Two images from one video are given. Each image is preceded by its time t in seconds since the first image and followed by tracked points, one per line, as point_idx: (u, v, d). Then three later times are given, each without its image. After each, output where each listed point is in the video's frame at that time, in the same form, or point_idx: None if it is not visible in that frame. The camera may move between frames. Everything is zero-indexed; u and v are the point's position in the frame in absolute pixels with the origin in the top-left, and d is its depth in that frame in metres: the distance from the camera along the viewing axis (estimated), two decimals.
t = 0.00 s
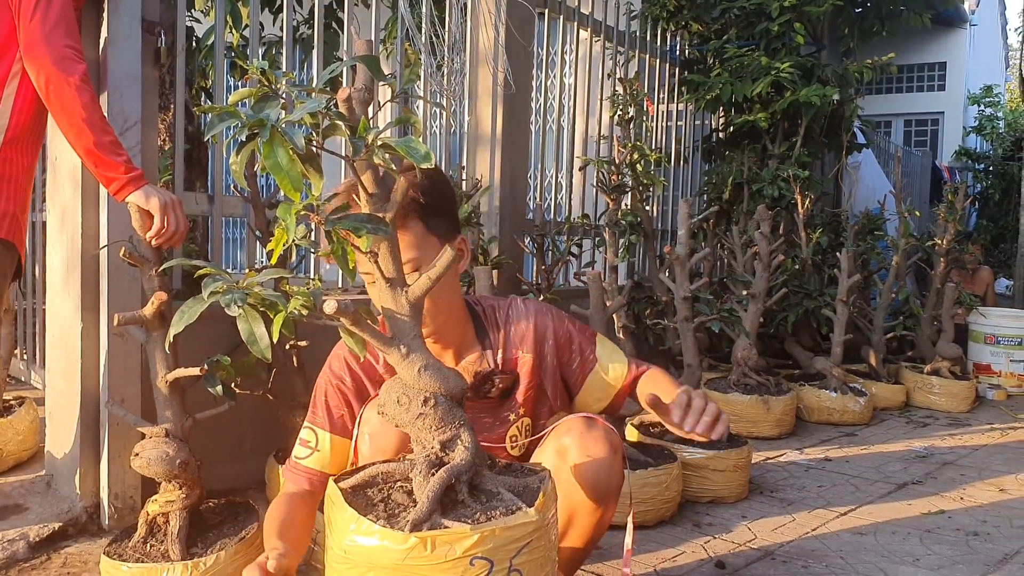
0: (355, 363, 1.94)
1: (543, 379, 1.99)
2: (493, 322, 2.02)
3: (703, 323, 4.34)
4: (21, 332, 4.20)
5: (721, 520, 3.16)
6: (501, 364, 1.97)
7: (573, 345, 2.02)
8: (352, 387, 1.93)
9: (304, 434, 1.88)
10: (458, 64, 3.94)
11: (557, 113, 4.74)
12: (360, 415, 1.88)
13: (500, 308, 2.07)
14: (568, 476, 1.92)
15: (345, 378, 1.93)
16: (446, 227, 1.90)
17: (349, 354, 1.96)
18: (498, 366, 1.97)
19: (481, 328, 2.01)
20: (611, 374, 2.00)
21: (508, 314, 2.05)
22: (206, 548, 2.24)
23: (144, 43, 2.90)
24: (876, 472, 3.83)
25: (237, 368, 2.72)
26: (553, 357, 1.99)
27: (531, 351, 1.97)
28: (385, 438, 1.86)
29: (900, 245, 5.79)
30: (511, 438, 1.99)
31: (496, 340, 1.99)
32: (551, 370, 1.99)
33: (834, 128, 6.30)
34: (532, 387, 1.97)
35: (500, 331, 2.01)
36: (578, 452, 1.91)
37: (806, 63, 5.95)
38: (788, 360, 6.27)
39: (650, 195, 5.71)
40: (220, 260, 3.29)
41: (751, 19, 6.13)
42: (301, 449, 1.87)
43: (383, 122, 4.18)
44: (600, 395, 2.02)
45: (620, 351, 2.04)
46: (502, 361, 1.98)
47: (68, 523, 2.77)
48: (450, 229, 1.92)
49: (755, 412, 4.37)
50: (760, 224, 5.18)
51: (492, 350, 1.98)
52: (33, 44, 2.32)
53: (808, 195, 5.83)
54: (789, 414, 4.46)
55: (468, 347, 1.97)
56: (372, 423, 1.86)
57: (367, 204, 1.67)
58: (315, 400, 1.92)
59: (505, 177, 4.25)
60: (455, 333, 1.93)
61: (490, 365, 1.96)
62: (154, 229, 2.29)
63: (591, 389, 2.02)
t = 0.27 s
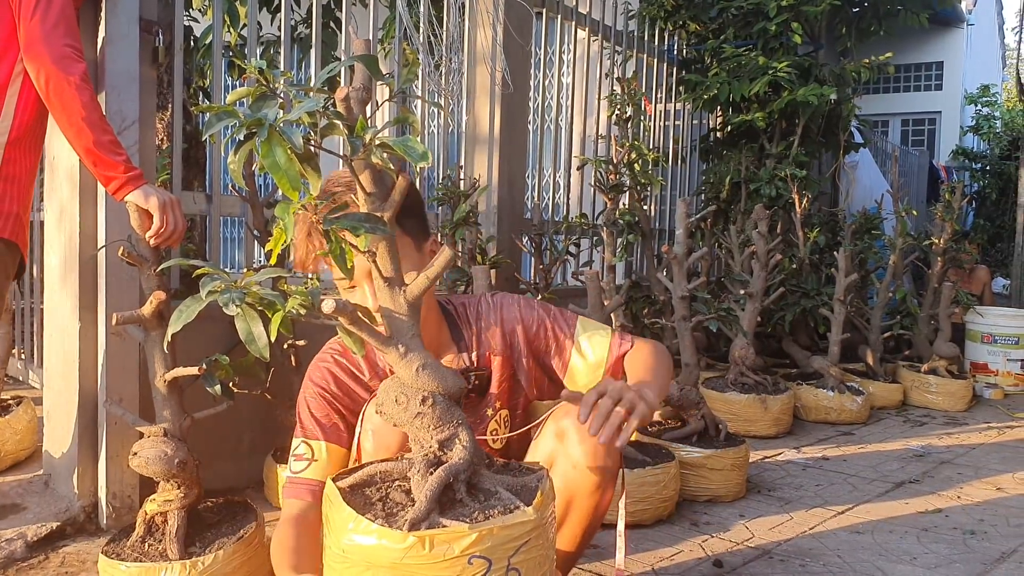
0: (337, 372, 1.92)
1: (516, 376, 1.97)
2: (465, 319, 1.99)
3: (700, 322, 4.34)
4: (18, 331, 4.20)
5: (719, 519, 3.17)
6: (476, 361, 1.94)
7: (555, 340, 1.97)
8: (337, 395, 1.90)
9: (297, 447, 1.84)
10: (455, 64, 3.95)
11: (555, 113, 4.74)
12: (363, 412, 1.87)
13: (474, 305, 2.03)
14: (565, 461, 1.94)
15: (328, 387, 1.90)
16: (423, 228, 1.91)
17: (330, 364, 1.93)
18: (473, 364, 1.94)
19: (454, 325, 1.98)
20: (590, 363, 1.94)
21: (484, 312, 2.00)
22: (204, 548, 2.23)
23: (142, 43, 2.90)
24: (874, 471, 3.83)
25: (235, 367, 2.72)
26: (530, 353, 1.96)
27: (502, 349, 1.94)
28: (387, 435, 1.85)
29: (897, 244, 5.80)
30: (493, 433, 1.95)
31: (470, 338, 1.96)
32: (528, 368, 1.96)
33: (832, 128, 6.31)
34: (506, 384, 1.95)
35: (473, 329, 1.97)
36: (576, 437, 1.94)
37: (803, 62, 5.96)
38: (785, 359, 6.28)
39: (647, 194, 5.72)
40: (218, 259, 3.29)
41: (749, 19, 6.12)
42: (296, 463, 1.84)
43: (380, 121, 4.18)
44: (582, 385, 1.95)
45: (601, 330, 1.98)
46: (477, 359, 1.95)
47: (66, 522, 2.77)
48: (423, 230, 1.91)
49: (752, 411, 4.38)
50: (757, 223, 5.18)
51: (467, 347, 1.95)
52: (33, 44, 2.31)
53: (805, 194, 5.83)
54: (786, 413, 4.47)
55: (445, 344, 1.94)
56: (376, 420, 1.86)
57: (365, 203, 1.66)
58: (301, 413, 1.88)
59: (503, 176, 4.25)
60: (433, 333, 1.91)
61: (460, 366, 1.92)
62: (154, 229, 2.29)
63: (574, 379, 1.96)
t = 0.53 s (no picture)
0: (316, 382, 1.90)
1: (494, 375, 2.00)
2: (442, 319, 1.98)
3: (698, 321, 4.34)
4: (16, 331, 4.20)
5: (717, 518, 3.17)
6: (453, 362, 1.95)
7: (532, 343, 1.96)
8: (318, 406, 1.89)
9: (286, 463, 1.84)
10: (453, 63, 3.94)
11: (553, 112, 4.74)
12: (364, 415, 1.88)
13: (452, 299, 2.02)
14: (572, 453, 1.95)
15: (309, 399, 1.89)
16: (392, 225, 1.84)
17: (309, 375, 1.91)
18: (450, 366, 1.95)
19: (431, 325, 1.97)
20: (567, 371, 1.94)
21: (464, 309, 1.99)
22: (202, 547, 2.23)
23: (139, 42, 2.89)
24: (871, 470, 3.84)
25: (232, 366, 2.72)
26: (506, 354, 1.98)
27: (478, 350, 1.96)
28: (389, 437, 1.86)
29: (894, 243, 5.80)
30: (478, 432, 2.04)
31: (447, 338, 1.96)
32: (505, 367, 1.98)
33: (829, 127, 6.31)
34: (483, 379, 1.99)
35: (450, 330, 1.97)
36: (583, 428, 1.94)
37: (801, 62, 5.97)
38: (783, 358, 6.28)
39: (645, 194, 5.72)
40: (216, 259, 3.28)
41: (746, 18, 6.12)
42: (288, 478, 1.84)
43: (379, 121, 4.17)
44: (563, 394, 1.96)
45: (577, 333, 1.96)
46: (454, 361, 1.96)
47: (64, 522, 2.76)
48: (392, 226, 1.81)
49: (750, 410, 4.38)
50: (755, 222, 5.19)
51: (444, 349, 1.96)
52: (30, 43, 2.31)
53: (802, 194, 5.84)
54: (784, 412, 4.47)
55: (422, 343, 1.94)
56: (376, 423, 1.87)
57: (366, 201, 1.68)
58: (285, 426, 1.87)
59: (500, 175, 4.25)
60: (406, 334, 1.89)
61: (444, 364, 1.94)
62: (152, 229, 2.29)
63: (546, 385, 1.98)
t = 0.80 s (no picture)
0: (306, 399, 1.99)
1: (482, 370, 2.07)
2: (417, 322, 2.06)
3: (696, 320, 4.34)
4: (13, 330, 4.19)
5: (714, 517, 3.17)
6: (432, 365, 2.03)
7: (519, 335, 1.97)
8: (309, 424, 1.97)
9: (291, 485, 1.93)
10: (451, 62, 3.94)
11: (551, 111, 4.74)
12: (360, 419, 1.93)
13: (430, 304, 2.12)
14: (570, 452, 1.96)
15: (302, 419, 1.96)
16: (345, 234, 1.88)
17: (297, 396, 1.99)
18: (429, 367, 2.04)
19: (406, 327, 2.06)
20: (554, 357, 1.92)
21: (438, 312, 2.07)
22: (199, 546, 2.23)
23: (137, 40, 2.89)
24: (869, 469, 3.84)
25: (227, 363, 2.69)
26: (491, 348, 2.03)
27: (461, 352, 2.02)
28: (386, 438, 1.87)
29: (892, 242, 5.81)
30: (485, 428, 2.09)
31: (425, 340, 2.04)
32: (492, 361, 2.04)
33: (827, 126, 6.32)
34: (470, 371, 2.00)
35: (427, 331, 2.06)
36: (579, 427, 1.97)
37: (799, 61, 5.97)
38: (781, 357, 6.29)
39: (643, 192, 5.72)
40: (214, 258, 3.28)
41: (744, 18, 6.13)
42: (292, 497, 1.93)
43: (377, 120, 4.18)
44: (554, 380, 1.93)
45: (562, 316, 1.95)
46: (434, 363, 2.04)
47: (61, 521, 2.75)
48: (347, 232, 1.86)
49: (748, 409, 4.39)
50: (752, 221, 5.19)
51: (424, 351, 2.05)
52: (26, 41, 2.30)
53: (801, 193, 5.84)
54: (782, 411, 4.47)
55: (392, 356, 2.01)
56: (373, 426, 1.91)
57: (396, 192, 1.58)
58: (282, 449, 1.94)
59: (499, 174, 4.24)
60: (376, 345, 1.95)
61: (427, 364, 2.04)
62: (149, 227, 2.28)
63: (537, 373, 1.96)
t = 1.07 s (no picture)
0: (297, 408, 1.99)
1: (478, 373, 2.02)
2: (408, 324, 2.11)
3: (694, 319, 4.33)
4: (9, 329, 4.17)
5: (713, 517, 3.16)
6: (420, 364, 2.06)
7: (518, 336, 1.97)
8: (299, 433, 1.99)
9: (278, 492, 1.98)
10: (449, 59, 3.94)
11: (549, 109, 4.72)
12: (357, 422, 1.89)
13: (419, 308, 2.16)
14: (572, 453, 1.94)
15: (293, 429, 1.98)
16: (320, 240, 1.89)
17: (288, 406, 1.99)
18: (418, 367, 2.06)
19: (396, 329, 2.09)
20: (551, 359, 1.92)
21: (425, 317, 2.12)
22: (195, 546, 2.22)
23: (132, 37, 2.87)
24: (868, 468, 3.83)
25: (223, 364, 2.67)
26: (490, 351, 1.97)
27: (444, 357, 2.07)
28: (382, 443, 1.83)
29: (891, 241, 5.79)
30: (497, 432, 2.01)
31: (418, 339, 2.09)
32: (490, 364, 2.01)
33: (826, 124, 6.31)
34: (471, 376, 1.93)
35: (417, 330, 2.11)
36: (583, 428, 1.94)
37: (797, 59, 5.96)
38: (779, 356, 6.28)
39: (641, 191, 5.71)
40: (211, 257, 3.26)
41: (743, 15, 6.16)
42: (278, 506, 1.98)
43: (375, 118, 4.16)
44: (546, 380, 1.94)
45: (555, 316, 1.97)
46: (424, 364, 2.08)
47: (56, 521, 2.74)
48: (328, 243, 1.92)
49: (746, 409, 4.37)
50: (751, 220, 5.17)
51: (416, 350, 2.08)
52: (18, 40, 2.29)
53: (799, 191, 5.83)
54: (780, 410, 4.46)
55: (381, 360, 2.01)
56: (369, 429, 1.87)
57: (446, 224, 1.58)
58: (272, 455, 1.99)
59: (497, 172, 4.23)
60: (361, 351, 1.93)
61: (417, 365, 2.06)
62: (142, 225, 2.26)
63: (533, 374, 1.95)
